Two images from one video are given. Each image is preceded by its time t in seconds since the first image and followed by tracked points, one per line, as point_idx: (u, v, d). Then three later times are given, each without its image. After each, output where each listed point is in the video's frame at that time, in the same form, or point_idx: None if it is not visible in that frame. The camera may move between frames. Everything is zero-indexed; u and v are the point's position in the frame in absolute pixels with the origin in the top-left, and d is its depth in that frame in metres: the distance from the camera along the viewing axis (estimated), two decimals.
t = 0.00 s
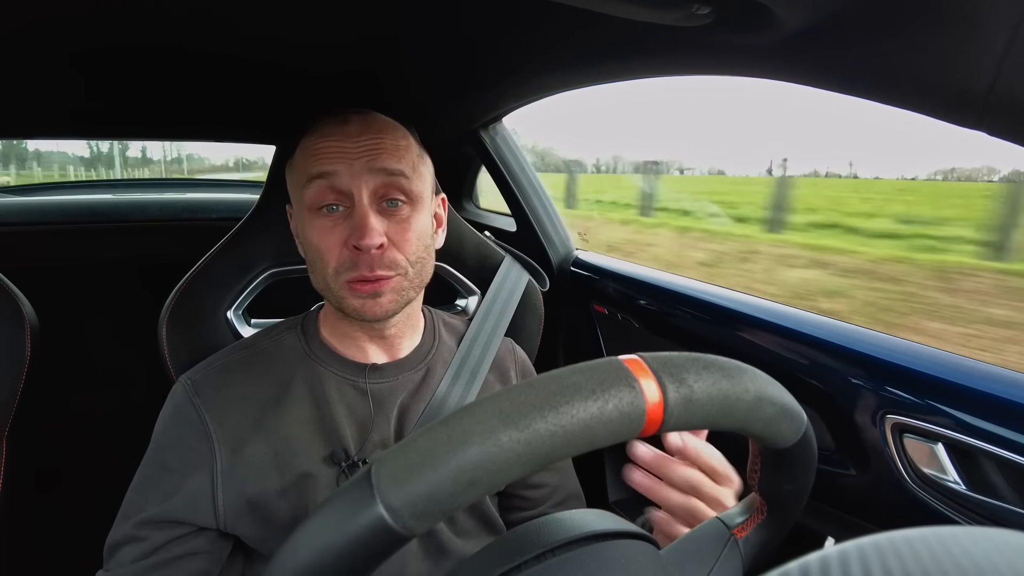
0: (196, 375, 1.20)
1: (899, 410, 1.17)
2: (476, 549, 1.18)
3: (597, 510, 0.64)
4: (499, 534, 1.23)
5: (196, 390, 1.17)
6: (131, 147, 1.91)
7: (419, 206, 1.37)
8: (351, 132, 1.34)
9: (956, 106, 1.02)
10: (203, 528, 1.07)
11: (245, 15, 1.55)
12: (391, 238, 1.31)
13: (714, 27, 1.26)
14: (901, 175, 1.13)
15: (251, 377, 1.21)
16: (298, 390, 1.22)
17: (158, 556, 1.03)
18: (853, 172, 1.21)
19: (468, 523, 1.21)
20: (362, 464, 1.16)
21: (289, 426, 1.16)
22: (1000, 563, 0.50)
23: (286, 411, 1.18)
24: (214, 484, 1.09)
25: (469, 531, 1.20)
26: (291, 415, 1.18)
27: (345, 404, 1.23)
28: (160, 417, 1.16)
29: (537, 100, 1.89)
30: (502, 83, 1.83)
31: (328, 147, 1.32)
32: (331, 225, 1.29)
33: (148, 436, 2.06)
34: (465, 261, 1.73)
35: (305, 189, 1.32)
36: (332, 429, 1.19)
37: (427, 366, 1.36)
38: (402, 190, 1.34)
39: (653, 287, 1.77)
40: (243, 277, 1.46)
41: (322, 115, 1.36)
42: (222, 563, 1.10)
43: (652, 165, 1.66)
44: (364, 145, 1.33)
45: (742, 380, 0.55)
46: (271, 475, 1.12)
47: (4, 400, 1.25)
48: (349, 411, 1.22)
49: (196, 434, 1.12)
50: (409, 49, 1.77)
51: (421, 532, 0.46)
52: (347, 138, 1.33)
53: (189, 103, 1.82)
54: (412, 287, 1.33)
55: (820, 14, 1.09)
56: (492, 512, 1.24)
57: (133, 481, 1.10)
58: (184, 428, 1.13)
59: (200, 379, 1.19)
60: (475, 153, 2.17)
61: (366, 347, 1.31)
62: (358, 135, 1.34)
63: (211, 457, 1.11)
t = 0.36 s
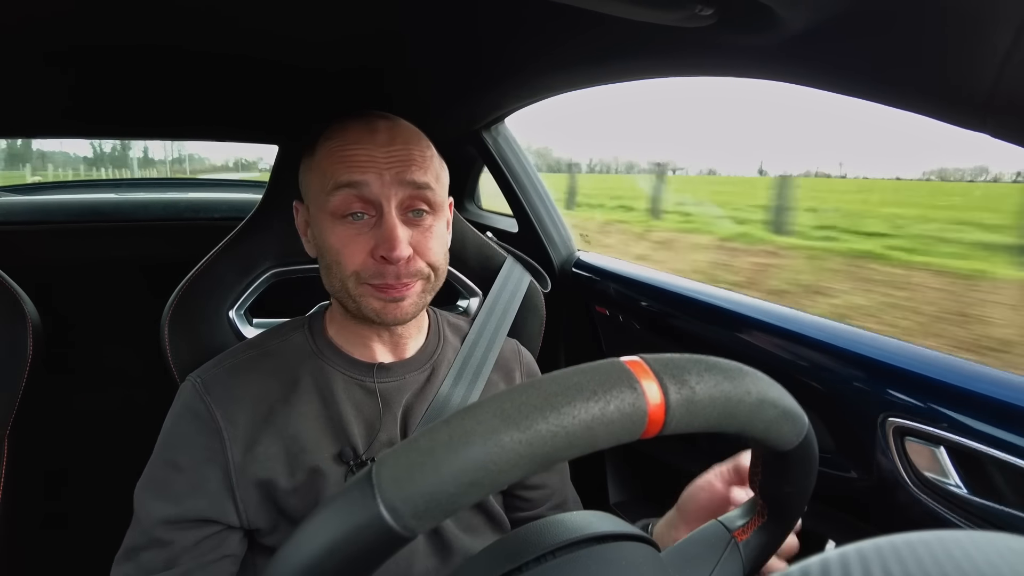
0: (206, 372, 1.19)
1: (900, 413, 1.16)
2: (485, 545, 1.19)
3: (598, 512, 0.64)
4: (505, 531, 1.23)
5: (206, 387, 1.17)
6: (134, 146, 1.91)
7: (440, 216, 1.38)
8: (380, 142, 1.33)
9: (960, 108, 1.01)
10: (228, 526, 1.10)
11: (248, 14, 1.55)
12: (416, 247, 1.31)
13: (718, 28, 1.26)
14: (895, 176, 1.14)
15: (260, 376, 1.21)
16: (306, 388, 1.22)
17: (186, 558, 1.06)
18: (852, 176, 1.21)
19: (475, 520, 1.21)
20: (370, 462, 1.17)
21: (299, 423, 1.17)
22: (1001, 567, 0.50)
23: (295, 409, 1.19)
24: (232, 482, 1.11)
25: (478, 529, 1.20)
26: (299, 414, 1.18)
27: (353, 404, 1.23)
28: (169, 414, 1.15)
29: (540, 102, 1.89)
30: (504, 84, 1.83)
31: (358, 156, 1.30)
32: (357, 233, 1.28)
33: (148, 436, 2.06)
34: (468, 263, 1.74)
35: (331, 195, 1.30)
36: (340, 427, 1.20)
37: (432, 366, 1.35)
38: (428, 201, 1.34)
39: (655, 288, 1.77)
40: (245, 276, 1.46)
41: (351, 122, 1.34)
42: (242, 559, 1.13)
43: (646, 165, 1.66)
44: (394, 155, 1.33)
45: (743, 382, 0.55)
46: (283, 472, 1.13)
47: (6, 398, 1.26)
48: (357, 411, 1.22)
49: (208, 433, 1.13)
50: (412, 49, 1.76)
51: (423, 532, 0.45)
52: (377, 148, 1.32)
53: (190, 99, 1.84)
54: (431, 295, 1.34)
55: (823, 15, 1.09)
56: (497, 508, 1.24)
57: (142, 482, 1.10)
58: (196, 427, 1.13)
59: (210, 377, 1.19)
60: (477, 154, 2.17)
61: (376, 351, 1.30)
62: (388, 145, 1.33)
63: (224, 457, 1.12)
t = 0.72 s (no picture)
0: (203, 370, 1.20)
1: (899, 413, 1.17)
2: (476, 549, 1.19)
3: (597, 511, 0.64)
4: (498, 534, 1.22)
5: (205, 382, 1.17)
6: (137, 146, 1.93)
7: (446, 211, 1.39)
8: (391, 133, 1.35)
9: (958, 110, 1.01)
10: (231, 519, 1.10)
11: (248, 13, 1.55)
12: (420, 237, 1.32)
13: (719, 30, 1.26)
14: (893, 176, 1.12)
15: (257, 372, 1.21)
16: (304, 385, 1.22)
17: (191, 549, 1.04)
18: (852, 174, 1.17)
19: (468, 523, 1.21)
20: (363, 461, 1.16)
21: (295, 420, 1.17)
22: (1003, 569, 0.50)
23: (292, 405, 1.18)
24: (233, 476, 1.11)
25: (469, 531, 1.20)
26: (296, 410, 1.18)
27: (349, 401, 1.22)
28: (168, 408, 1.15)
29: (539, 103, 1.89)
30: (504, 84, 1.83)
31: (369, 145, 1.33)
32: (362, 221, 1.30)
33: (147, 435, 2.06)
34: (468, 262, 1.74)
35: (339, 181, 1.32)
36: (335, 425, 1.19)
37: (429, 364, 1.35)
38: (435, 194, 1.36)
39: (655, 288, 1.77)
40: (245, 276, 1.46)
41: (365, 113, 1.37)
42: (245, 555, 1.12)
43: (642, 165, 1.65)
44: (405, 147, 1.35)
45: (756, 385, 0.55)
46: (280, 468, 1.14)
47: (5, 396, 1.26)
48: (354, 408, 1.22)
49: (207, 427, 1.14)
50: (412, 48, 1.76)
51: (441, 520, 0.46)
52: (388, 139, 1.35)
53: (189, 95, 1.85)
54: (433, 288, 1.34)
55: (824, 16, 1.09)
56: (491, 511, 1.24)
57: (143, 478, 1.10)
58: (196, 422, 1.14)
59: (209, 372, 1.19)
60: (477, 154, 2.17)
61: (374, 342, 1.30)
62: (399, 137, 1.35)
63: (222, 450, 1.12)
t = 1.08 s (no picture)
0: (201, 372, 1.19)
1: (896, 417, 1.17)
2: (474, 551, 1.18)
3: (593, 514, 0.64)
4: (496, 536, 1.22)
5: (201, 385, 1.17)
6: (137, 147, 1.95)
7: (417, 204, 1.37)
8: (348, 129, 1.36)
9: (955, 113, 1.02)
10: (225, 521, 1.09)
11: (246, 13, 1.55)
12: (386, 233, 1.31)
13: (718, 33, 1.26)
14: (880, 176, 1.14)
15: (254, 375, 1.21)
16: (301, 388, 1.22)
17: (185, 549, 1.03)
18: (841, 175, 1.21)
19: (466, 526, 1.21)
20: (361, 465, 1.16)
21: (291, 423, 1.17)
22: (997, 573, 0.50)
23: (288, 408, 1.18)
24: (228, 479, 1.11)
25: (467, 533, 1.20)
26: (294, 413, 1.18)
27: (346, 404, 1.22)
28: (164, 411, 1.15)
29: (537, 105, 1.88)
30: (503, 85, 1.83)
31: (326, 143, 1.33)
32: (327, 219, 1.30)
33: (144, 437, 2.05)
34: (465, 264, 1.73)
35: (303, 182, 1.33)
36: (332, 428, 1.19)
37: (426, 367, 1.35)
38: (398, 185, 1.35)
39: (652, 291, 1.77)
40: (242, 276, 1.46)
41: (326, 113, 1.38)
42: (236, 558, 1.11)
43: (638, 166, 1.66)
44: (362, 140, 1.35)
45: (744, 387, 0.55)
46: (274, 472, 1.14)
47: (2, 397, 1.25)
48: (350, 411, 1.22)
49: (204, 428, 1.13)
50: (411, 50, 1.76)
51: (423, 531, 0.46)
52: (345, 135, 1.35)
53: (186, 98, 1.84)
54: (408, 283, 1.32)
55: (823, 18, 1.09)
56: (489, 514, 1.23)
57: (135, 477, 1.09)
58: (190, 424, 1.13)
59: (206, 375, 1.18)
60: (476, 156, 2.17)
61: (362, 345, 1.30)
62: (355, 131, 1.36)
63: (217, 451, 1.12)
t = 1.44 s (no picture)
0: (201, 372, 1.19)
1: (894, 419, 1.17)
2: (470, 553, 1.18)
3: (591, 515, 0.64)
4: (493, 538, 1.22)
5: (201, 386, 1.16)
6: (138, 147, 1.96)
7: (434, 207, 1.39)
8: (370, 129, 1.38)
9: (952, 117, 1.02)
10: (224, 523, 1.09)
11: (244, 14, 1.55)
12: (405, 232, 1.32)
13: (717, 36, 1.26)
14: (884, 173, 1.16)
15: (254, 376, 1.20)
16: (300, 390, 1.21)
17: (182, 555, 1.03)
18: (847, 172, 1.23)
19: (463, 528, 1.20)
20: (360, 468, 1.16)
21: (290, 426, 1.17)
22: None
23: (287, 410, 1.18)
24: (228, 481, 1.10)
25: (464, 536, 1.20)
26: (295, 415, 1.18)
27: (346, 407, 1.22)
28: (162, 411, 1.13)
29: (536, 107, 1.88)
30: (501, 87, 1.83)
31: (347, 142, 1.35)
32: (346, 217, 1.30)
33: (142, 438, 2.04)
34: (463, 264, 1.74)
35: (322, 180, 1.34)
36: (331, 430, 1.19)
37: (427, 370, 1.35)
38: (418, 186, 1.37)
39: (650, 292, 1.78)
40: (240, 276, 1.46)
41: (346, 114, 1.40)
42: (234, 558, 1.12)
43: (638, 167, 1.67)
44: (384, 141, 1.37)
45: (742, 389, 0.55)
46: (274, 474, 1.14)
47: None
48: (350, 414, 1.22)
49: (203, 430, 1.12)
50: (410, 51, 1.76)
51: (420, 532, 0.46)
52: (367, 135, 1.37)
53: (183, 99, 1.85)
54: (423, 284, 1.32)
55: (822, 22, 1.09)
56: (487, 516, 1.23)
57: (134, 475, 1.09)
58: (189, 426, 1.12)
59: (205, 376, 1.18)
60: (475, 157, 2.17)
61: (369, 344, 1.29)
62: (376, 132, 1.38)
63: (217, 453, 1.11)
